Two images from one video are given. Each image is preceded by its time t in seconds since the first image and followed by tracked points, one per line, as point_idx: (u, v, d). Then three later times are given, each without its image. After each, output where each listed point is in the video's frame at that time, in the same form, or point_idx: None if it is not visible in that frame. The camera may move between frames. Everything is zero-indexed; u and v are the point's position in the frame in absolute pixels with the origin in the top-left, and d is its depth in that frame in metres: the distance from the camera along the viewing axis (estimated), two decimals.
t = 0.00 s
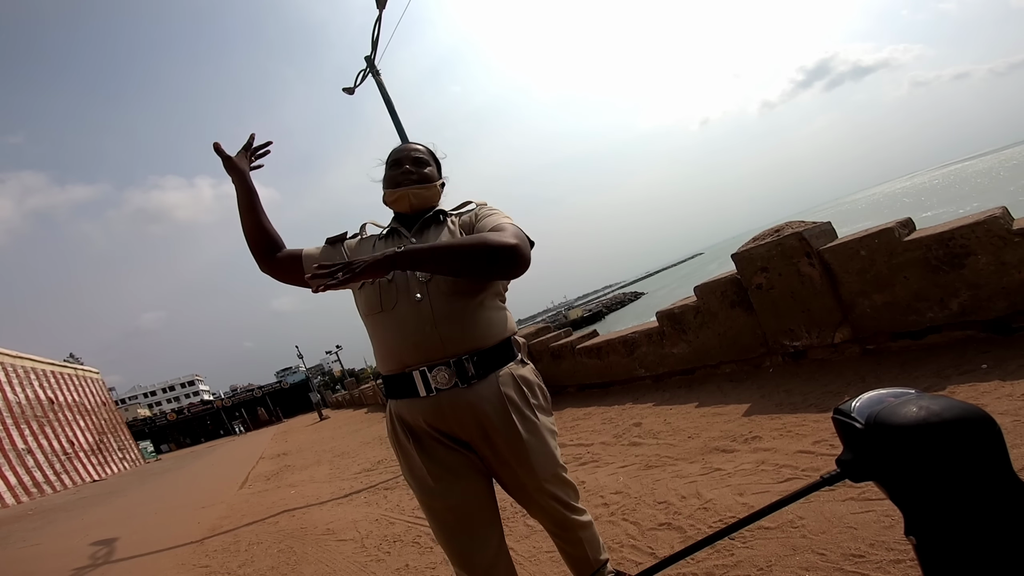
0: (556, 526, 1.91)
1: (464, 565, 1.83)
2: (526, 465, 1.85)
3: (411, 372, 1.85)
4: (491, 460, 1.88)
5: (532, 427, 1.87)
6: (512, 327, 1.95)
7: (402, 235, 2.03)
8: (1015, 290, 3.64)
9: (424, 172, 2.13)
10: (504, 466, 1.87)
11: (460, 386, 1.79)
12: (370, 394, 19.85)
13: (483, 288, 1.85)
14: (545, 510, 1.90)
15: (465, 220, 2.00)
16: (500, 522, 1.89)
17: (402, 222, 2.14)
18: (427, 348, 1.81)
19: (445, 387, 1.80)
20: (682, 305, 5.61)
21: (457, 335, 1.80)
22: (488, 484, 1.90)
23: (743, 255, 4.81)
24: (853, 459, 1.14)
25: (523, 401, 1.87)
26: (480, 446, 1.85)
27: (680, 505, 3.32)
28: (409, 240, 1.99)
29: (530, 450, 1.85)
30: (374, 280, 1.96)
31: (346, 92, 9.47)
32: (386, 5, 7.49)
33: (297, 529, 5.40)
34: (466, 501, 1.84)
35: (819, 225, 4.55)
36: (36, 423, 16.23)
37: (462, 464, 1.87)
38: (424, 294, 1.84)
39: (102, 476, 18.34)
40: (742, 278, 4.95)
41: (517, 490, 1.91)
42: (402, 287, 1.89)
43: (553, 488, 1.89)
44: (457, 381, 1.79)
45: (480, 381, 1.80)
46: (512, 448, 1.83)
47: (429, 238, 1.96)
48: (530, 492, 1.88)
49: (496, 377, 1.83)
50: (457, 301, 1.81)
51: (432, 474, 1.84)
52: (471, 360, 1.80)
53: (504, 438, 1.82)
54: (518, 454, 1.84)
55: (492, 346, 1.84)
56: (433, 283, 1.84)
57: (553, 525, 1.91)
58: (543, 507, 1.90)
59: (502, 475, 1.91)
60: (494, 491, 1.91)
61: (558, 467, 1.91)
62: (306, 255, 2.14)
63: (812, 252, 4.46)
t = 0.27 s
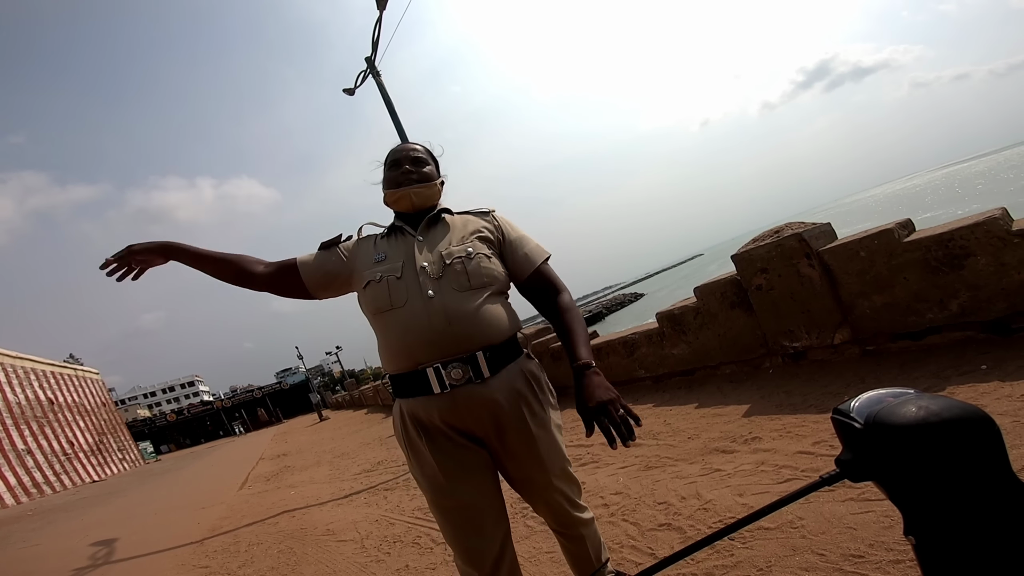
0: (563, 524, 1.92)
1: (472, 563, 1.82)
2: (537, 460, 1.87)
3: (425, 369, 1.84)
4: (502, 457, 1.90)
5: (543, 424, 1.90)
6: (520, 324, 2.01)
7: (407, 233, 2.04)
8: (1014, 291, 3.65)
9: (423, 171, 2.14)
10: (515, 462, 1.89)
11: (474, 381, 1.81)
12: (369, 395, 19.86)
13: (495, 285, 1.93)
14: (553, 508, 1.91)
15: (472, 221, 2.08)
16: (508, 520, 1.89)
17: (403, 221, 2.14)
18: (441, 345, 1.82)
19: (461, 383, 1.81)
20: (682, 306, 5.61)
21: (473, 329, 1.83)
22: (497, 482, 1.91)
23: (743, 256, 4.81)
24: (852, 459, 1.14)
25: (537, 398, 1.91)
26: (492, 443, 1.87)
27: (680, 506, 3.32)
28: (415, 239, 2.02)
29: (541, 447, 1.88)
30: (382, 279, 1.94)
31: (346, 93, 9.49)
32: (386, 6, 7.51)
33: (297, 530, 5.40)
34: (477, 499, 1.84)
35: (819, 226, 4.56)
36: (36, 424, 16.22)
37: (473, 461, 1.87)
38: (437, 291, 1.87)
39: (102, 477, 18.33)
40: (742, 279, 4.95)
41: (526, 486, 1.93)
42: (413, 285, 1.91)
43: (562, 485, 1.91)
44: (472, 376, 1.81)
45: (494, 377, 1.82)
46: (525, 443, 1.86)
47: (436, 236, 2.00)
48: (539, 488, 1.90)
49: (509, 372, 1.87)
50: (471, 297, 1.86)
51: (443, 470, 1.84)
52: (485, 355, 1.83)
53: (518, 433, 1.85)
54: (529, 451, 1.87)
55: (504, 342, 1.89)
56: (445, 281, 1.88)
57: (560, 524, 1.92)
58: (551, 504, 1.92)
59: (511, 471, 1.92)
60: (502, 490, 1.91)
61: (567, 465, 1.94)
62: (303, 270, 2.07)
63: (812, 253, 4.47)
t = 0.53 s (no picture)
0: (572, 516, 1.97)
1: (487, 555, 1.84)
2: (551, 452, 1.94)
3: (448, 364, 1.85)
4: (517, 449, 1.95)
5: (557, 416, 1.97)
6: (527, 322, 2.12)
7: (423, 230, 2.08)
8: (1013, 292, 3.65)
9: (436, 167, 2.20)
10: (528, 454, 1.95)
11: (497, 376, 1.87)
12: (369, 396, 19.85)
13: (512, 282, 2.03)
14: (562, 500, 1.97)
15: (484, 222, 2.18)
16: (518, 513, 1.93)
17: (415, 216, 2.16)
18: (466, 339, 1.86)
19: (484, 378, 1.85)
20: (682, 307, 5.62)
21: (496, 322, 1.90)
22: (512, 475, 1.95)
23: (743, 257, 4.82)
24: (853, 459, 1.14)
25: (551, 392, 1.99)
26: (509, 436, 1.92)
27: (680, 507, 3.33)
28: (431, 236, 2.06)
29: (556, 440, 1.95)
30: (401, 274, 1.94)
31: (347, 94, 9.52)
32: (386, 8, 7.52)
33: (297, 531, 5.40)
34: (493, 491, 1.87)
35: (819, 227, 4.57)
36: (36, 425, 16.21)
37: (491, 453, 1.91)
38: (459, 286, 1.91)
39: (102, 478, 18.32)
40: (742, 281, 4.95)
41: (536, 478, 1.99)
42: (434, 280, 1.93)
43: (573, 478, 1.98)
44: (494, 370, 1.86)
45: (514, 369, 1.91)
46: (541, 436, 1.92)
47: (451, 234, 2.07)
48: (551, 480, 1.96)
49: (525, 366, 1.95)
50: (492, 292, 1.94)
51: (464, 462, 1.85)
52: (506, 349, 1.90)
53: (535, 425, 1.92)
54: (544, 445, 1.93)
55: (520, 336, 1.98)
56: (466, 276, 1.95)
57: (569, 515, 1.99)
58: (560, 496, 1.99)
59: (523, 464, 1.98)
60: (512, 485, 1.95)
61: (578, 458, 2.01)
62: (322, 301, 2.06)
63: (812, 254, 4.48)
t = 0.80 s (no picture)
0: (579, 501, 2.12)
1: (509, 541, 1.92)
2: (564, 439, 2.09)
3: (474, 359, 1.94)
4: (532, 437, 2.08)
5: (567, 405, 2.14)
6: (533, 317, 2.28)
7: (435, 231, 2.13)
8: (1013, 293, 3.65)
9: (438, 168, 2.21)
10: (541, 442, 2.08)
11: (519, 367, 1.99)
12: (369, 397, 19.83)
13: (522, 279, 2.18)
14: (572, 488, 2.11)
15: (491, 222, 2.28)
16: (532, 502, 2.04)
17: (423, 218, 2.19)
18: (492, 334, 1.96)
19: (509, 370, 1.97)
20: (682, 309, 5.62)
21: (514, 317, 2.02)
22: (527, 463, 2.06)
23: (743, 259, 4.82)
24: (852, 459, 1.14)
25: (562, 383, 2.17)
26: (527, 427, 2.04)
27: (680, 508, 3.33)
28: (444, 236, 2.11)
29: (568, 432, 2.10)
30: (423, 274, 1.97)
31: (347, 94, 9.52)
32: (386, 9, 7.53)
33: (296, 532, 5.39)
34: (513, 480, 1.97)
35: (819, 229, 4.57)
36: (36, 425, 16.21)
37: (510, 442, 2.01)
38: (479, 284, 2.01)
39: (102, 478, 18.32)
40: (742, 282, 4.95)
41: (546, 465, 2.12)
42: (453, 279, 2.00)
43: (580, 464, 2.14)
44: (517, 363, 1.98)
45: (533, 360, 2.04)
46: (556, 425, 2.08)
47: (463, 234, 2.15)
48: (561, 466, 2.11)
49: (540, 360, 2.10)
50: (509, 288, 2.07)
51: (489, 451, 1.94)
52: (524, 343, 2.02)
53: (551, 412, 2.07)
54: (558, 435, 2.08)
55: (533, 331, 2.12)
56: (484, 274, 2.05)
57: (575, 502, 2.12)
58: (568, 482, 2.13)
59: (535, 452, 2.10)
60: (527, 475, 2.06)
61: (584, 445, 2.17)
62: (360, 318, 2.03)
63: (812, 255, 4.48)
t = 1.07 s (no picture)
0: (586, 497, 2.13)
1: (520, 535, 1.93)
2: (572, 434, 2.10)
3: (483, 355, 1.98)
4: (541, 432, 2.10)
5: (575, 401, 2.16)
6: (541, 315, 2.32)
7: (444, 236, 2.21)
8: (1013, 294, 3.65)
9: (446, 175, 2.27)
10: (550, 437, 2.10)
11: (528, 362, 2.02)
12: (369, 398, 19.84)
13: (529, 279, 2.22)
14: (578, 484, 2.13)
15: (497, 225, 2.34)
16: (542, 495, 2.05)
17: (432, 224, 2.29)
18: (499, 331, 2.00)
19: (518, 365, 2.00)
20: (682, 309, 5.62)
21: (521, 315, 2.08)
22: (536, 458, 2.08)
23: (743, 259, 4.83)
24: (852, 459, 1.15)
25: (571, 379, 2.19)
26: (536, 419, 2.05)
27: (680, 508, 3.33)
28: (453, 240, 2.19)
29: (577, 427, 2.11)
30: (432, 275, 2.05)
31: (347, 95, 9.55)
32: (386, 10, 7.54)
33: (297, 532, 5.40)
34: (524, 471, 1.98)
35: (819, 229, 4.58)
36: (36, 425, 16.22)
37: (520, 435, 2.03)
38: (487, 285, 2.07)
39: (101, 478, 18.33)
40: (742, 282, 4.96)
41: (554, 460, 2.14)
42: (462, 281, 2.07)
43: (587, 460, 2.16)
44: (526, 358, 2.01)
45: (541, 356, 2.08)
46: (565, 418, 2.09)
47: (472, 237, 2.22)
48: (569, 462, 2.12)
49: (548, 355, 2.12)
50: (516, 288, 2.12)
51: (500, 444, 1.96)
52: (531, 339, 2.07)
53: (560, 408, 2.09)
54: (567, 428, 2.09)
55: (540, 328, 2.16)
56: (492, 275, 2.10)
57: (582, 498, 2.14)
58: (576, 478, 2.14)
59: (543, 447, 2.12)
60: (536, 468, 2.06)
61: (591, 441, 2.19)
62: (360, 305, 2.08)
63: (812, 256, 4.48)
